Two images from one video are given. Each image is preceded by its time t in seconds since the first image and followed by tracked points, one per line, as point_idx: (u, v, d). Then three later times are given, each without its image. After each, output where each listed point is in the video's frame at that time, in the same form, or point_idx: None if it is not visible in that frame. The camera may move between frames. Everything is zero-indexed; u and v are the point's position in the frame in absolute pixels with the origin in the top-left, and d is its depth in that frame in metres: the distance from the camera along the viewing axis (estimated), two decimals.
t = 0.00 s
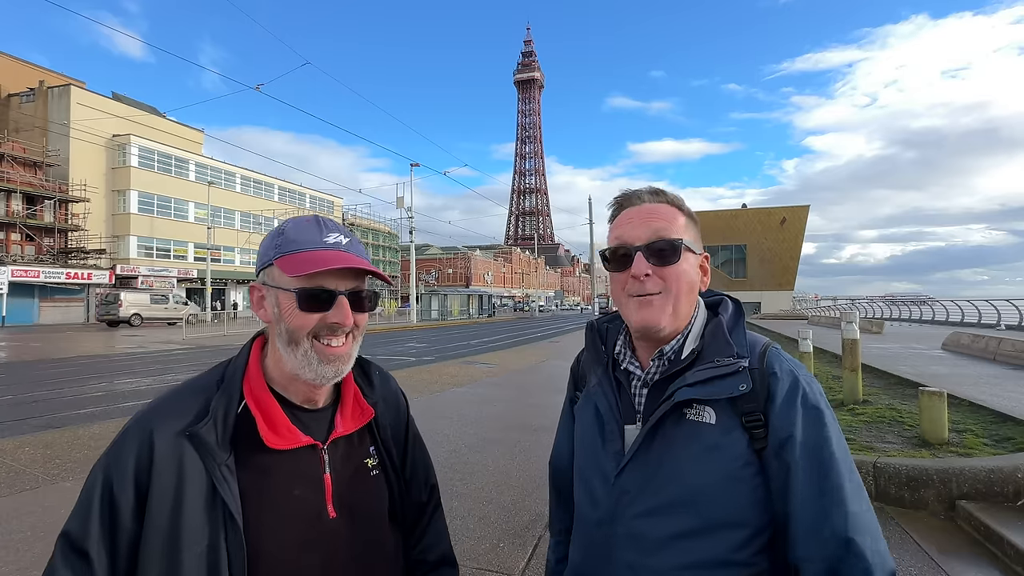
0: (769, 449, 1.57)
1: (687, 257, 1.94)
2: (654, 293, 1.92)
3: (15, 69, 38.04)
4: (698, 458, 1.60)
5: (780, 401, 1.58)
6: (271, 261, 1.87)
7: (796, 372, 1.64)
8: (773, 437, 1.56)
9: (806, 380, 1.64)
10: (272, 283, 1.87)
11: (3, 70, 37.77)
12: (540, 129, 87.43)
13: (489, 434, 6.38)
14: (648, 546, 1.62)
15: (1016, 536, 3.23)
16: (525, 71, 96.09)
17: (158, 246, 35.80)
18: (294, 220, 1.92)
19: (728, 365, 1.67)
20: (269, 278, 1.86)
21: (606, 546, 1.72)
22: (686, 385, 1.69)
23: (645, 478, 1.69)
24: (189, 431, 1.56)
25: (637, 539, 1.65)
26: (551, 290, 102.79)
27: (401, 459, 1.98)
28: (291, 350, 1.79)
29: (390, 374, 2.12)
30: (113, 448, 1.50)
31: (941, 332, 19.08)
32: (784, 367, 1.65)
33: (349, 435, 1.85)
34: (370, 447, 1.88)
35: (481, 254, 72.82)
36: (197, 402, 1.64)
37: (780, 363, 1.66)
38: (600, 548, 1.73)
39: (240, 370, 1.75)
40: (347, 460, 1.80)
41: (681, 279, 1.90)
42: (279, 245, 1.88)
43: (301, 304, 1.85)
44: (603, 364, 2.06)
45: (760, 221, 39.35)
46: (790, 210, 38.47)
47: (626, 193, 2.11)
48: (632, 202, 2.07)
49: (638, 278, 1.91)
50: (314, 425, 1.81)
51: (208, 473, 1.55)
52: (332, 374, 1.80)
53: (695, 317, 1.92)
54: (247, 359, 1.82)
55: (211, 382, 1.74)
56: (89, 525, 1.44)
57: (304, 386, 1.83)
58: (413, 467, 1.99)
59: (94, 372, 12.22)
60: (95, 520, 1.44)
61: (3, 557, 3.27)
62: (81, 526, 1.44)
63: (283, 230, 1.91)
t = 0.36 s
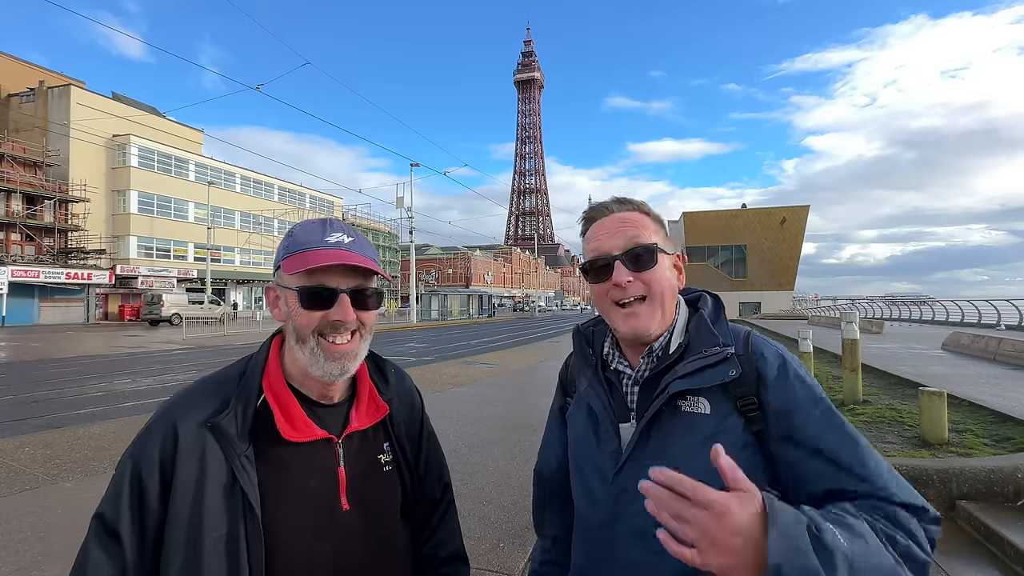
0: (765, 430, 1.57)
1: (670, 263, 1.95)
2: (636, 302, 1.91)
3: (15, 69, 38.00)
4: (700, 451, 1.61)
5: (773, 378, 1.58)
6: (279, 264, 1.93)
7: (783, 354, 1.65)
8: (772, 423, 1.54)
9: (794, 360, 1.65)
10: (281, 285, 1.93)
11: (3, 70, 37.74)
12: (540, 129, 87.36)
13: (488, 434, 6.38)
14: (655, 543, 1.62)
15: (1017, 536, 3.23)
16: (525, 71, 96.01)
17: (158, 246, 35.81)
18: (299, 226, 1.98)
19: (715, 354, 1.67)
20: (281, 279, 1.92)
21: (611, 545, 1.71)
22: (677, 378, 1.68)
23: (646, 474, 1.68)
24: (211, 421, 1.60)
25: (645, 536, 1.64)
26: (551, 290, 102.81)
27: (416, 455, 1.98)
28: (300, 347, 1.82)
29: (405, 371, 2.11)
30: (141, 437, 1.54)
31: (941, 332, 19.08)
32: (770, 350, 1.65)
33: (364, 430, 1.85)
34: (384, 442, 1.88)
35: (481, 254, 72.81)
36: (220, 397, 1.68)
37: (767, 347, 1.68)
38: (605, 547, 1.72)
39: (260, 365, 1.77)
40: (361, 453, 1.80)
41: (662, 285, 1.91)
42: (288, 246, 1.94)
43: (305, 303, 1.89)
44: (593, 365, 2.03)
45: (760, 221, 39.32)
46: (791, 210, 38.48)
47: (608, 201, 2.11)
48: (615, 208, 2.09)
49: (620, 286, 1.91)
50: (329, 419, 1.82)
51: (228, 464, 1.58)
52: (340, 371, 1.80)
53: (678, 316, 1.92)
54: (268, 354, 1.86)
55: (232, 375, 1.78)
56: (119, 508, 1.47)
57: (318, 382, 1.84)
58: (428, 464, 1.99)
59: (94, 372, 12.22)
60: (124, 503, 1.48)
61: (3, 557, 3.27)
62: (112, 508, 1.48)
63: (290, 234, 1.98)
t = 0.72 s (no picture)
0: (760, 443, 1.59)
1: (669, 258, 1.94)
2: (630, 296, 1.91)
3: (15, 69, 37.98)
4: (695, 459, 1.59)
5: (769, 396, 1.58)
6: (285, 258, 1.93)
7: (781, 363, 1.66)
8: (767, 434, 1.55)
9: (789, 370, 1.65)
10: (287, 280, 1.93)
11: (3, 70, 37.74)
12: (540, 129, 87.29)
13: (488, 434, 6.38)
14: (647, 547, 1.62)
15: (1017, 536, 3.23)
16: (525, 71, 95.91)
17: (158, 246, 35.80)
18: (304, 223, 1.99)
19: (710, 363, 1.67)
20: (286, 274, 1.94)
21: (607, 548, 1.72)
22: (671, 387, 1.69)
23: (644, 478, 1.67)
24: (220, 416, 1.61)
25: (636, 541, 1.64)
26: (551, 290, 102.88)
27: (422, 454, 1.97)
28: (306, 340, 1.83)
29: (412, 371, 2.10)
30: (151, 430, 1.56)
31: (941, 332, 19.09)
32: (764, 363, 1.65)
33: (369, 427, 1.84)
34: (390, 440, 1.88)
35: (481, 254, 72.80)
36: (228, 392, 1.68)
37: (763, 358, 1.68)
38: (601, 549, 1.73)
39: (267, 362, 1.77)
40: (365, 451, 1.80)
41: (658, 279, 1.90)
42: (293, 240, 1.95)
43: (308, 298, 1.89)
44: (587, 369, 2.04)
45: (760, 221, 39.32)
46: (791, 210, 38.52)
47: (607, 197, 2.11)
48: (616, 204, 2.08)
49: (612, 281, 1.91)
50: (333, 416, 1.83)
51: (236, 458, 1.59)
52: (343, 365, 1.81)
53: (675, 317, 1.93)
54: (276, 352, 1.86)
55: (240, 372, 1.79)
56: (130, 496, 1.50)
57: (323, 376, 1.85)
58: (434, 462, 1.98)
59: (94, 372, 12.22)
60: (136, 491, 1.50)
61: (3, 557, 3.27)
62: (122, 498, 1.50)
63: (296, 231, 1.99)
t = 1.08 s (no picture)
0: (771, 453, 1.58)
1: (684, 261, 1.91)
2: (648, 302, 1.90)
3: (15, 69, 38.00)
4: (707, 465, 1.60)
5: (782, 402, 1.59)
6: (291, 259, 1.94)
7: (796, 373, 1.66)
8: (777, 441, 1.56)
9: (805, 380, 1.65)
10: (293, 282, 1.93)
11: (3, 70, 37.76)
12: (540, 129, 87.23)
13: (488, 434, 6.39)
14: (657, 555, 1.62)
15: (1017, 536, 3.24)
16: (525, 71, 95.91)
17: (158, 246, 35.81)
18: (310, 224, 2.00)
19: (726, 370, 1.67)
20: (290, 274, 1.95)
21: (618, 553, 1.71)
22: (684, 394, 1.69)
23: (653, 484, 1.68)
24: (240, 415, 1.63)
25: (646, 549, 1.64)
26: (551, 291, 102.92)
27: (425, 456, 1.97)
28: (315, 340, 1.83)
29: (416, 373, 2.10)
30: (159, 428, 1.57)
31: (941, 332, 19.09)
32: (782, 372, 1.65)
33: (373, 426, 1.85)
34: (394, 441, 1.87)
35: (481, 254, 72.79)
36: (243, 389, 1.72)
37: (781, 367, 1.67)
38: (612, 555, 1.73)
39: (275, 362, 1.78)
40: (371, 451, 1.81)
41: (676, 282, 1.88)
42: (297, 241, 1.97)
43: (316, 297, 1.90)
44: (597, 370, 2.03)
45: (760, 221, 39.32)
46: (791, 210, 38.62)
47: (614, 197, 2.06)
48: (623, 205, 2.04)
49: (633, 287, 1.89)
50: (340, 414, 1.83)
51: (243, 457, 1.59)
52: (352, 361, 1.82)
53: (690, 322, 1.92)
54: (282, 352, 1.86)
55: (248, 371, 1.79)
56: (138, 495, 1.50)
57: (332, 375, 1.86)
58: (437, 465, 1.98)
59: (94, 372, 12.21)
60: (144, 490, 1.50)
61: (3, 556, 3.27)
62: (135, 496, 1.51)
63: (301, 232, 2.00)
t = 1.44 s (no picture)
0: (770, 460, 1.59)
1: (680, 269, 1.92)
2: (648, 310, 1.91)
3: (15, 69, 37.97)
4: (708, 472, 1.60)
5: (783, 410, 1.58)
6: (287, 258, 1.93)
7: (798, 377, 1.66)
8: (777, 447, 1.57)
9: (806, 384, 1.66)
10: (290, 281, 1.93)
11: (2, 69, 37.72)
12: (540, 129, 87.20)
13: (488, 434, 6.40)
14: (658, 563, 1.62)
15: (1017, 536, 3.24)
16: (525, 71, 95.93)
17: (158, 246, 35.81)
18: (306, 222, 2.00)
19: (725, 376, 1.67)
20: (285, 273, 1.94)
21: (620, 561, 1.71)
22: (683, 400, 1.70)
23: (653, 493, 1.69)
24: (213, 386, 1.69)
25: (647, 556, 1.64)
26: (551, 291, 102.98)
27: (420, 455, 1.98)
28: (313, 341, 1.84)
29: (411, 372, 2.10)
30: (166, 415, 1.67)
31: (941, 332, 19.12)
32: (783, 377, 1.65)
33: (369, 425, 1.86)
34: (391, 440, 1.88)
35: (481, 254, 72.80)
36: (224, 362, 1.73)
37: (781, 371, 1.67)
38: (613, 562, 1.73)
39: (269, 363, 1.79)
40: (366, 447, 1.82)
41: (675, 291, 1.88)
42: (294, 242, 1.96)
43: (313, 296, 1.90)
44: (600, 375, 2.05)
45: (760, 221, 39.34)
46: (791, 210, 38.63)
47: (611, 201, 2.03)
48: (617, 214, 2.01)
49: (634, 299, 1.87)
50: (336, 414, 1.85)
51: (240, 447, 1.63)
52: (350, 360, 1.84)
53: (691, 326, 1.94)
54: (277, 355, 1.88)
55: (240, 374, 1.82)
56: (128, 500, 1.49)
57: (327, 375, 1.87)
58: (432, 464, 1.99)
59: (93, 372, 12.20)
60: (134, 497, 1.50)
61: (3, 557, 3.28)
62: (133, 495, 1.52)
63: (297, 231, 2.00)
